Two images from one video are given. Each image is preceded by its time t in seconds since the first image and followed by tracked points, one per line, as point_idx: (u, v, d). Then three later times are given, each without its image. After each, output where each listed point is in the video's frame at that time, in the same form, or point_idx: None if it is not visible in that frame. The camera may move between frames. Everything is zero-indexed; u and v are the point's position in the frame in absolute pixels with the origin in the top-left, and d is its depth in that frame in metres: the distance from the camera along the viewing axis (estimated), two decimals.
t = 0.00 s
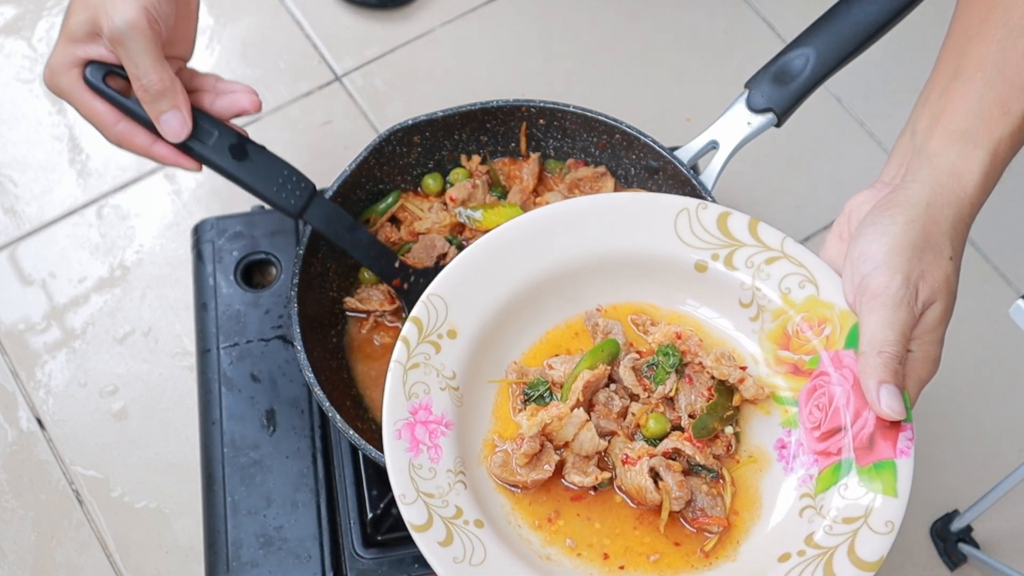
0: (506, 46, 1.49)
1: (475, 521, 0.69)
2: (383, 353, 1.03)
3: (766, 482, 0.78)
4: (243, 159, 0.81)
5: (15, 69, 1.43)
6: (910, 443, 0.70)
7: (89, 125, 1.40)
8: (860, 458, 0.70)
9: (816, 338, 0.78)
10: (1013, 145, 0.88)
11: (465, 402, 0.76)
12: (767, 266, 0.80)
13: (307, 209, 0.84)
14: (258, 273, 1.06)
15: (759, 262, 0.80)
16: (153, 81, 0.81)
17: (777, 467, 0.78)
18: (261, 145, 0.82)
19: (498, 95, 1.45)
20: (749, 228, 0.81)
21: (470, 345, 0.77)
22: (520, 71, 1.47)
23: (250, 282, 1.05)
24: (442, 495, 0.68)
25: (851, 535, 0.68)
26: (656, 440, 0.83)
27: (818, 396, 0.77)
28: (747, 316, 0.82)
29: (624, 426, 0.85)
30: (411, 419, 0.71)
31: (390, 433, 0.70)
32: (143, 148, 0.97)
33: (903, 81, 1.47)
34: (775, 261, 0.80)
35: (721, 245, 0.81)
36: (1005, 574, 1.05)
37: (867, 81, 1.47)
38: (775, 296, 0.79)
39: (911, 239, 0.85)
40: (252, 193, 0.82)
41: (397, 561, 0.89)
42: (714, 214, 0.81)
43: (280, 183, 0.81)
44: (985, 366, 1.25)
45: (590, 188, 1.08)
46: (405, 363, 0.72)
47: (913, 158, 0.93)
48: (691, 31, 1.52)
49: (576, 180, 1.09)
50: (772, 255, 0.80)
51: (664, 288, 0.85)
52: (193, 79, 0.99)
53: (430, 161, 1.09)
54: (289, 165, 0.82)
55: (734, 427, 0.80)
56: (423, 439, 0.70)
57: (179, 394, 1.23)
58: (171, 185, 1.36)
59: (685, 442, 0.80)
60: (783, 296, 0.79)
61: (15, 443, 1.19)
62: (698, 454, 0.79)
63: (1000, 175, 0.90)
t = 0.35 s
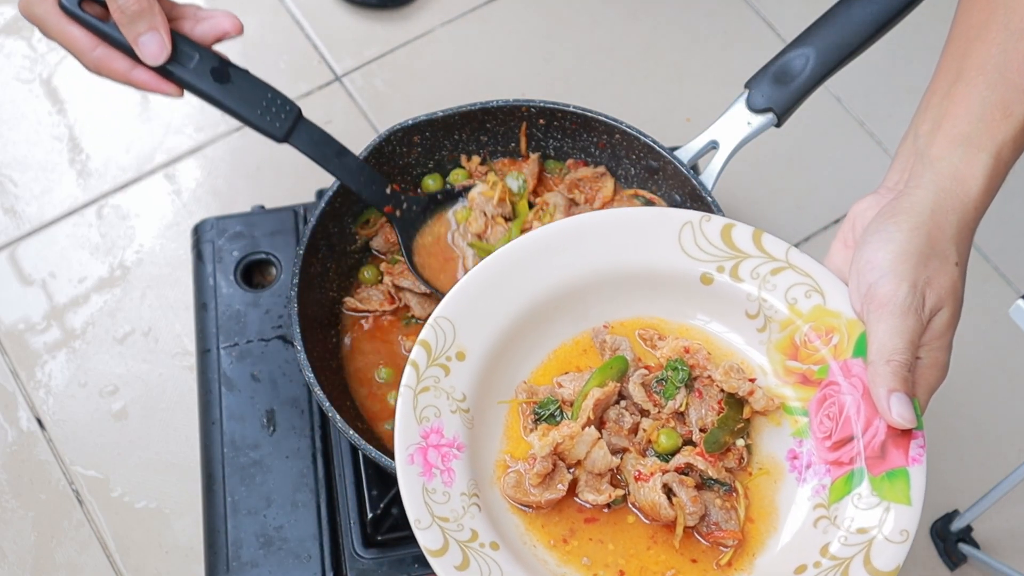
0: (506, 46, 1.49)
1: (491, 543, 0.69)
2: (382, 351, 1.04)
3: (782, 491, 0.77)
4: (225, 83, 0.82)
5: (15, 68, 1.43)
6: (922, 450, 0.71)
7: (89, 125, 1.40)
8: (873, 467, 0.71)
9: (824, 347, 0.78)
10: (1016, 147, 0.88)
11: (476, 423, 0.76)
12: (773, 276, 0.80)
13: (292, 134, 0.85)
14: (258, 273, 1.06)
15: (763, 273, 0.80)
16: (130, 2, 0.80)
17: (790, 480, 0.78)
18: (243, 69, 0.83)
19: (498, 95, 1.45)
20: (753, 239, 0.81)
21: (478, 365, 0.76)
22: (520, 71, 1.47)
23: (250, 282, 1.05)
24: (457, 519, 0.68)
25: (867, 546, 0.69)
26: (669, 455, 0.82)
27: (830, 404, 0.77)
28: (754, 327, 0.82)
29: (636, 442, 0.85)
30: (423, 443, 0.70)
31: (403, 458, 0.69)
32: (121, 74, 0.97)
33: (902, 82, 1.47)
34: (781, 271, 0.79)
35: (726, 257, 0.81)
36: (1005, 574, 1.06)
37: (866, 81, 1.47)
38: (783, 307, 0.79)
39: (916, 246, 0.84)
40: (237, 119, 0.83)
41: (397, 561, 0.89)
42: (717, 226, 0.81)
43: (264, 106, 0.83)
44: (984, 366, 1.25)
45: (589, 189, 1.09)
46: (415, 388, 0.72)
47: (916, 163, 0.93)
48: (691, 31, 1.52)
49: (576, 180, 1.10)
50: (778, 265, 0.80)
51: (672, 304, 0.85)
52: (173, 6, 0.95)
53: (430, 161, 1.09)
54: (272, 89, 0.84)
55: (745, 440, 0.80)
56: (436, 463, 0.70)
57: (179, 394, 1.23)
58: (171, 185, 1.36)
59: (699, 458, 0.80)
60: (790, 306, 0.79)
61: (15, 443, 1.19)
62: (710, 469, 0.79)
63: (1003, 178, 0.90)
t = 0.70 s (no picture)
0: (506, 46, 1.49)
1: (509, 567, 0.68)
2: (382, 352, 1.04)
3: (796, 498, 0.76)
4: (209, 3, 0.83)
5: (15, 68, 1.43)
6: (932, 451, 0.69)
7: (89, 125, 1.40)
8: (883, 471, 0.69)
9: (830, 352, 0.76)
10: (1017, 144, 0.87)
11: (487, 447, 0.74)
12: (774, 284, 0.78)
13: (279, 57, 0.86)
14: (258, 273, 1.06)
15: (766, 281, 0.78)
16: None
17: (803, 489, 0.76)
18: None
19: (498, 95, 1.45)
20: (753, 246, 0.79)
21: (486, 390, 0.74)
22: (520, 71, 1.47)
23: (251, 282, 1.05)
24: (474, 545, 0.67)
25: (880, 550, 0.67)
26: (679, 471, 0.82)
27: (838, 410, 0.75)
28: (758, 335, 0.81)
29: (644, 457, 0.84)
30: (435, 472, 0.68)
31: (417, 488, 0.67)
32: None
33: (903, 81, 1.47)
34: (782, 279, 0.77)
35: (727, 267, 0.79)
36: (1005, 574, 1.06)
37: (867, 81, 1.47)
38: (786, 314, 0.77)
39: (917, 248, 0.84)
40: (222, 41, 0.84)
41: (397, 560, 0.89)
42: (717, 237, 0.79)
43: (249, 27, 0.84)
44: (985, 366, 1.25)
45: (590, 189, 1.07)
46: (425, 417, 0.70)
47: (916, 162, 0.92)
48: (691, 31, 1.52)
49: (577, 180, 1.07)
50: (779, 272, 0.78)
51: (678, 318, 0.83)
52: None
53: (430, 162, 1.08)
54: (259, 11, 0.85)
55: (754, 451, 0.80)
56: (450, 491, 0.68)
57: (179, 394, 1.23)
58: (171, 184, 1.36)
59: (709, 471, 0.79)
60: (793, 312, 0.77)
61: (15, 443, 1.19)
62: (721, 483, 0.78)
63: (1004, 176, 0.89)
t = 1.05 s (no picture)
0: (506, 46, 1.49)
1: (490, 555, 0.69)
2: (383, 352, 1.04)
3: (773, 491, 0.77)
4: None
5: (15, 68, 1.43)
6: (906, 447, 0.70)
7: (89, 125, 1.40)
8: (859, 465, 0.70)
9: (813, 347, 0.77)
10: (1002, 144, 0.87)
11: (477, 438, 0.75)
12: (760, 280, 0.79)
13: None
14: (258, 273, 1.06)
15: (751, 278, 0.79)
16: None
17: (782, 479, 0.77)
18: None
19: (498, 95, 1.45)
20: (740, 243, 0.80)
21: (477, 382, 0.75)
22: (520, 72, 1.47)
23: (250, 282, 1.05)
24: (457, 532, 0.68)
25: (852, 543, 0.68)
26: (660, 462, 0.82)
27: (819, 404, 0.76)
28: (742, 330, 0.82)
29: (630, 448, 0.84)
30: (423, 460, 0.70)
31: (404, 475, 0.69)
32: None
33: (903, 81, 1.47)
34: (769, 276, 0.79)
35: (714, 263, 0.80)
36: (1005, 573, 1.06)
37: (867, 81, 1.47)
38: (771, 310, 0.79)
39: (897, 247, 0.84)
40: None
41: (397, 560, 0.89)
42: (705, 233, 0.80)
43: None
44: (985, 366, 1.25)
45: (589, 189, 1.07)
46: (416, 408, 0.71)
47: (903, 161, 0.92)
48: (691, 31, 1.52)
49: (576, 181, 1.07)
50: (766, 270, 0.79)
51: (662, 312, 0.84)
52: None
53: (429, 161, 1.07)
54: None
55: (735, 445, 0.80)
56: (436, 479, 0.69)
57: (179, 394, 1.23)
58: (171, 184, 1.36)
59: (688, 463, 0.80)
60: (777, 310, 0.79)
61: (15, 443, 1.19)
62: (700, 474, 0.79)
63: (988, 175, 0.89)
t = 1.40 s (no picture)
0: (506, 46, 1.49)
1: (374, 421, 0.76)
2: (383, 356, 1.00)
3: (665, 415, 0.84)
4: (208, 7, 0.75)
5: (15, 68, 1.43)
6: (801, 393, 0.76)
7: (89, 125, 1.40)
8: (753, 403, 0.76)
9: (734, 284, 0.85)
10: (957, 114, 0.90)
11: (389, 311, 0.86)
12: (698, 210, 0.88)
13: (290, 76, 0.78)
14: (258, 273, 1.05)
15: (689, 207, 0.88)
16: None
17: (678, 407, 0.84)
18: None
19: (498, 94, 1.45)
20: (686, 173, 0.89)
21: (399, 257, 0.87)
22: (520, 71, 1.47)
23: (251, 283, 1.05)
24: (346, 393, 0.76)
25: (726, 476, 0.73)
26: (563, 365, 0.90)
27: (727, 340, 0.83)
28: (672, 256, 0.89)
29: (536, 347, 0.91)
30: (330, 319, 0.80)
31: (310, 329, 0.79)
32: None
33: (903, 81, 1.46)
34: (706, 207, 0.88)
35: (656, 186, 0.90)
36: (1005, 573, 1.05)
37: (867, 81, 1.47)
38: (702, 239, 0.87)
39: (835, 198, 0.88)
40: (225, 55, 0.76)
41: (397, 561, 0.87)
42: (654, 155, 0.90)
43: (253, 43, 0.76)
44: (984, 366, 1.25)
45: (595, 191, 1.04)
46: (334, 267, 0.82)
47: (858, 121, 0.94)
48: (691, 31, 1.52)
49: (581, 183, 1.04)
50: (704, 201, 0.88)
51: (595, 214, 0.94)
52: None
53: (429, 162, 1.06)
54: (266, 25, 0.77)
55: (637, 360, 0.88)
56: (339, 338, 0.79)
57: (179, 394, 1.23)
58: (171, 184, 1.36)
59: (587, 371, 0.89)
60: (709, 241, 0.87)
61: (15, 443, 1.19)
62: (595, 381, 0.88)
63: (940, 144, 0.92)
